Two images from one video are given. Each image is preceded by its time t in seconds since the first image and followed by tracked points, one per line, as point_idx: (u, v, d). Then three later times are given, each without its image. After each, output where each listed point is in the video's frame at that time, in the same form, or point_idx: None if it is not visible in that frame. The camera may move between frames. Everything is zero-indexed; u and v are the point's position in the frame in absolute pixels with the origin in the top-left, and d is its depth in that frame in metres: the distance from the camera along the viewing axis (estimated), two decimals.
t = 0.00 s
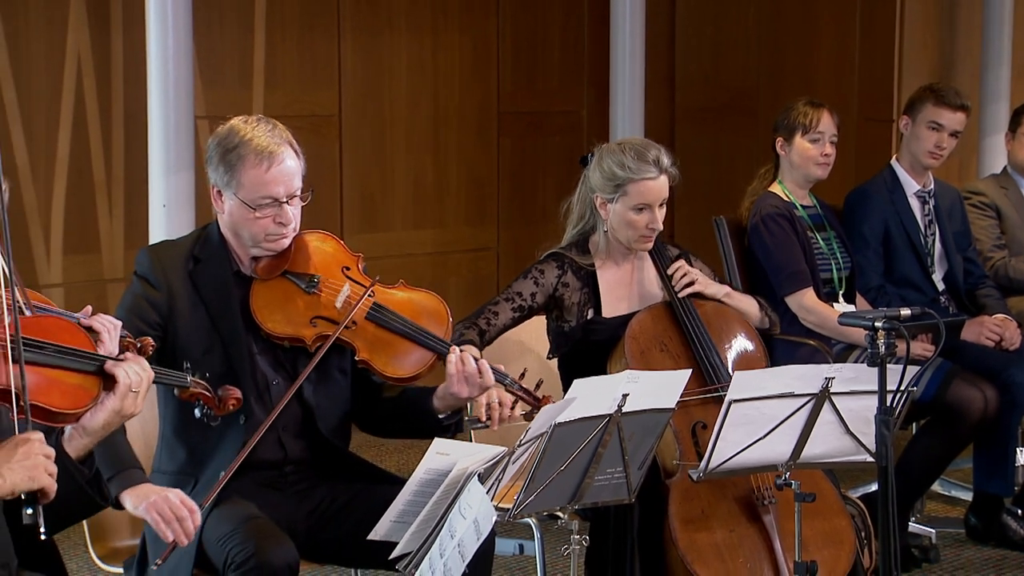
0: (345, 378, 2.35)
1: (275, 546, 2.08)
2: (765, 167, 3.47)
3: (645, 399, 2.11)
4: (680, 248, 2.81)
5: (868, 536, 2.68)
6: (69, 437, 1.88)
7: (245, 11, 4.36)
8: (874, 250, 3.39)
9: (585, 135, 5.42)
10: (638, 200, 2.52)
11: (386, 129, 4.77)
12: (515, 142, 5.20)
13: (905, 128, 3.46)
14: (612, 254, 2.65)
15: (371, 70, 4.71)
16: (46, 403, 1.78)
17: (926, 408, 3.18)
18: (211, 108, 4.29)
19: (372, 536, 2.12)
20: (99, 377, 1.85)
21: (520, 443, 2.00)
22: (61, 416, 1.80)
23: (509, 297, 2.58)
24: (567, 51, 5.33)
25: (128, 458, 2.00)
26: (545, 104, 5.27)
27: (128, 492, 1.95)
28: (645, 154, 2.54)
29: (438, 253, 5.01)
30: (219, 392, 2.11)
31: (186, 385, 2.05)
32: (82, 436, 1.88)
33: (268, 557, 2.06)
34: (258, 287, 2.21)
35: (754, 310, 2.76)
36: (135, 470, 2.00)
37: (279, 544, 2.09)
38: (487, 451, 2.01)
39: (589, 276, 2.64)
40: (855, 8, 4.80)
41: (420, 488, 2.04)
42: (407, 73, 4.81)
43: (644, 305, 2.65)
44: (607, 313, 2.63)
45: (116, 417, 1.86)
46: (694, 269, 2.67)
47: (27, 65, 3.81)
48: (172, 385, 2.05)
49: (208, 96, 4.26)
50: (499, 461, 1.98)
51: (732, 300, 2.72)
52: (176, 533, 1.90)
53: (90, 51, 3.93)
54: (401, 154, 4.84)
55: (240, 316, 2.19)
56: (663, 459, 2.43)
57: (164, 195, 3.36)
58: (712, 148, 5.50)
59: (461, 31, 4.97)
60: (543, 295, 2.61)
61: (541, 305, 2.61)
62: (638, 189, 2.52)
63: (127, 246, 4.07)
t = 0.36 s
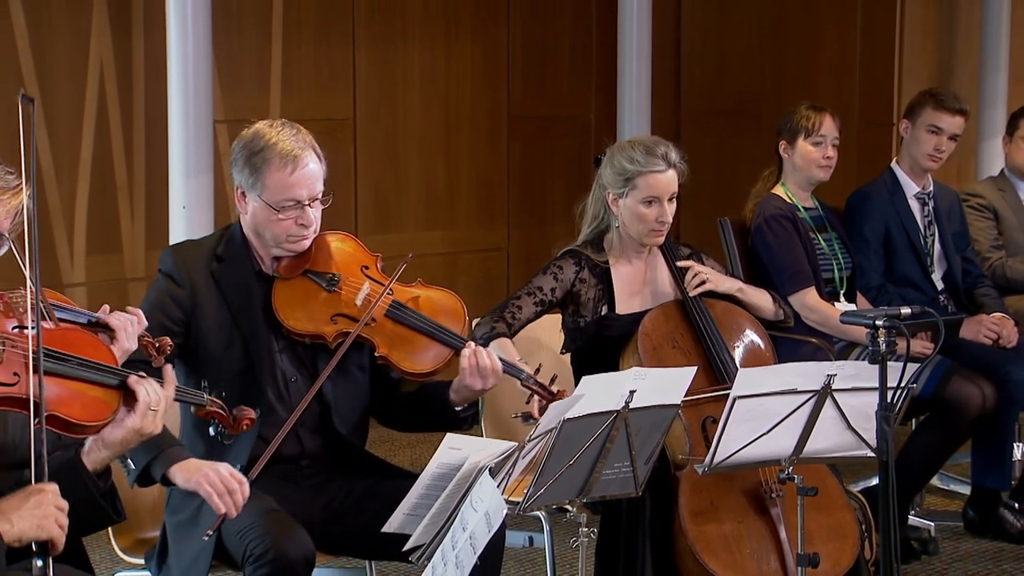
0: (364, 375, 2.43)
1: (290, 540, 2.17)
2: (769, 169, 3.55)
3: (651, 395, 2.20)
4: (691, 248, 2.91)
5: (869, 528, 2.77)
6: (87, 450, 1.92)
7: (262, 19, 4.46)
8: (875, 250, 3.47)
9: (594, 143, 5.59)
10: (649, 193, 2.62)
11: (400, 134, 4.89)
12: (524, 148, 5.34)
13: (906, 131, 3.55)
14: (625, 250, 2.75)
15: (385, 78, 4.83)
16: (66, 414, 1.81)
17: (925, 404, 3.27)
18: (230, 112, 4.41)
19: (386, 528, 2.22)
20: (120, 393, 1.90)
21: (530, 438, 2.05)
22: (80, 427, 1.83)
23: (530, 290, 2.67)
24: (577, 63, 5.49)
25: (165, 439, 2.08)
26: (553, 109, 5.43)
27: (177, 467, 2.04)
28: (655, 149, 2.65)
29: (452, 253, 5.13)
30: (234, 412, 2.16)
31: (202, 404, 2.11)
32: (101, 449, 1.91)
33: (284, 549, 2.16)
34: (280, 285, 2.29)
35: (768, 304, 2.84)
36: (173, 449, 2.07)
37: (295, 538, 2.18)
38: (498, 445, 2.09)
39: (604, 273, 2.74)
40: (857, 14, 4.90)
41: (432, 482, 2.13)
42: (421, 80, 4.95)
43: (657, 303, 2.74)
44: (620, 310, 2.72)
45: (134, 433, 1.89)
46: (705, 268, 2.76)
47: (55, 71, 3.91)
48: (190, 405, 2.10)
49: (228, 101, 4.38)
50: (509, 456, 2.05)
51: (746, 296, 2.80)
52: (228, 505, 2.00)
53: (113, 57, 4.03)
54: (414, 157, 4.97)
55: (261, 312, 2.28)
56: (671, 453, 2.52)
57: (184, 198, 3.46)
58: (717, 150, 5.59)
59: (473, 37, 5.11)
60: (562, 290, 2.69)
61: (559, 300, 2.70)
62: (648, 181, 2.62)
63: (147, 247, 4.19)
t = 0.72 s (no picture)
0: (378, 374, 2.52)
1: (307, 535, 2.26)
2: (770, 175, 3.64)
3: (657, 393, 2.28)
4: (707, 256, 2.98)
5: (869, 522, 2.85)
6: (114, 436, 1.87)
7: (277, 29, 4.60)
8: (875, 252, 3.56)
9: (599, 144, 5.70)
10: (667, 203, 2.71)
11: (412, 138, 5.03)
12: (533, 151, 5.47)
13: (904, 135, 3.63)
14: (639, 251, 2.85)
15: (397, 86, 4.97)
16: (87, 397, 1.85)
17: (924, 402, 3.35)
18: (246, 118, 4.54)
19: (398, 521, 2.30)
20: (139, 374, 1.92)
21: (538, 435, 2.13)
22: (103, 409, 1.86)
23: (547, 295, 2.77)
24: (582, 67, 5.60)
25: (199, 408, 2.20)
26: (561, 113, 5.54)
27: (219, 429, 2.17)
28: (676, 159, 2.74)
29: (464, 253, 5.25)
30: (252, 389, 2.24)
31: (222, 383, 2.18)
32: (127, 434, 1.88)
33: (301, 544, 2.24)
34: (302, 284, 2.41)
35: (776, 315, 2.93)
36: (212, 416, 2.20)
37: (311, 533, 2.27)
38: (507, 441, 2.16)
39: (618, 272, 2.83)
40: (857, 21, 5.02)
41: (442, 477, 2.19)
42: (430, 85, 5.07)
43: (669, 303, 2.84)
44: (633, 308, 2.82)
45: (157, 416, 1.88)
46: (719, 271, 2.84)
47: (77, 79, 4.03)
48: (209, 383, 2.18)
49: (244, 107, 4.51)
50: (517, 453, 2.12)
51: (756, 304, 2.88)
52: (269, 467, 2.10)
53: (133, 66, 4.15)
54: (425, 160, 5.10)
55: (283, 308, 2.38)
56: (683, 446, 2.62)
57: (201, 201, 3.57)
58: (720, 154, 5.68)
59: (482, 43, 5.24)
60: (577, 292, 2.79)
61: (575, 300, 2.79)
62: (668, 191, 2.71)
63: (165, 248, 4.30)
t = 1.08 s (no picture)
0: (393, 378, 2.65)
1: (319, 526, 2.37)
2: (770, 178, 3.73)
3: (660, 391, 2.39)
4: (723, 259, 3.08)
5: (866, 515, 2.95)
6: (121, 441, 1.95)
7: (292, 40, 4.84)
8: (872, 253, 3.66)
9: (604, 151, 5.96)
10: (683, 205, 2.81)
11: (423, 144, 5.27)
12: (539, 155, 5.72)
13: (901, 141, 3.74)
14: (656, 252, 2.94)
15: (407, 87, 5.21)
16: (100, 399, 1.89)
17: (920, 399, 3.46)
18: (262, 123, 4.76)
19: (408, 515, 2.37)
20: (149, 382, 1.96)
21: (544, 432, 2.23)
22: (115, 412, 1.90)
23: (574, 306, 2.88)
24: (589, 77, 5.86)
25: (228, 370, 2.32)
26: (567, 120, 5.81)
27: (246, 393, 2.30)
28: (690, 161, 2.84)
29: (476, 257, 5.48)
30: (263, 403, 2.25)
31: (234, 395, 2.22)
32: (135, 439, 1.95)
33: (312, 536, 2.35)
34: (327, 289, 2.56)
35: (786, 319, 3.06)
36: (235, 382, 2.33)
37: (323, 524, 2.38)
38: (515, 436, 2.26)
39: (635, 272, 2.93)
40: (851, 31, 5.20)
41: (452, 473, 2.28)
42: (439, 92, 5.32)
43: (686, 302, 2.93)
44: (650, 304, 2.91)
45: (163, 421, 1.94)
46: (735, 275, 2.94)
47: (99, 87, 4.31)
48: (220, 395, 2.21)
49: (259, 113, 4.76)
50: (525, 448, 2.21)
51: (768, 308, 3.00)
52: (296, 433, 2.26)
53: (153, 73, 4.43)
54: (435, 164, 5.35)
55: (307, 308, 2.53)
56: (695, 441, 2.72)
57: (218, 203, 3.78)
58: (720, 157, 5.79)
59: (490, 52, 5.49)
60: (598, 300, 2.89)
61: (598, 307, 2.89)
62: (683, 193, 2.81)
63: (184, 250, 4.56)
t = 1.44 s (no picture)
0: (407, 379, 2.76)
1: (332, 521, 2.46)
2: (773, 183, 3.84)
3: (666, 389, 2.48)
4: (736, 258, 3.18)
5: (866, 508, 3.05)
6: (139, 456, 1.93)
7: (308, 48, 4.98)
8: (872, 255, 3.75)
9: (610, 154, 6.12)
10: (698, 202, 2.93)
11: (435, 149, 5.42)
12: (548, 159, 5.88)
13: (900, 146, 3.84)
14: (672, 252, 3.05)
15: (421, 95, 5.34)
16: (119, 411, 2.00)
17: (919, 397, 3.55)
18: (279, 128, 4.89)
19: (421, 510, 2.46)
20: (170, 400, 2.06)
21: (553, 428, 2.31)
22: (132, 426, 2.01)
23: (592, 308, 2.97)
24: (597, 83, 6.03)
25: (258, 363, 2.43)
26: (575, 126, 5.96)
27: (279, 382, 2.38)
28: (703, 160, 2.98)
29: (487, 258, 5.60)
30: (279, 433, 2.29)
31: (249, 421, 2.24)
32: (153, 455, 1.93)
33: (326, 529, 2.44)
34: (346, 291, 2.67)
35: (800, 314, 3.24)
36: (268, 370, 2.41)
37: (336, 519, 2.47)
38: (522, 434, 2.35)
39: (652, 272, 3.03)
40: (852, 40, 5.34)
41: (463, 468, 2.35)
42: (450, 99, 5.45)
43: (700, 302, 3.05)
44: (665, 302, 3.01)
45: (183, 438, 1.94)
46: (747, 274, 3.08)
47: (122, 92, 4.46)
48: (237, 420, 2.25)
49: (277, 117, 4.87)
50: (534, 445, 2.30)
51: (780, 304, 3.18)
52: (326, 423, 2.32)
53: (173, 80, 4.58)
54: (448, 169, 5.48)
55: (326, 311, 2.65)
56: (705, 437, 2.84)
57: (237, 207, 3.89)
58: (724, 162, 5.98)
59: (500, 58, 5.62)
60: (615, 301, 2.99)
61: (616, 308, 3.00)
62: (695, 189, 2.93)
63: (203, 253, 4.73)
